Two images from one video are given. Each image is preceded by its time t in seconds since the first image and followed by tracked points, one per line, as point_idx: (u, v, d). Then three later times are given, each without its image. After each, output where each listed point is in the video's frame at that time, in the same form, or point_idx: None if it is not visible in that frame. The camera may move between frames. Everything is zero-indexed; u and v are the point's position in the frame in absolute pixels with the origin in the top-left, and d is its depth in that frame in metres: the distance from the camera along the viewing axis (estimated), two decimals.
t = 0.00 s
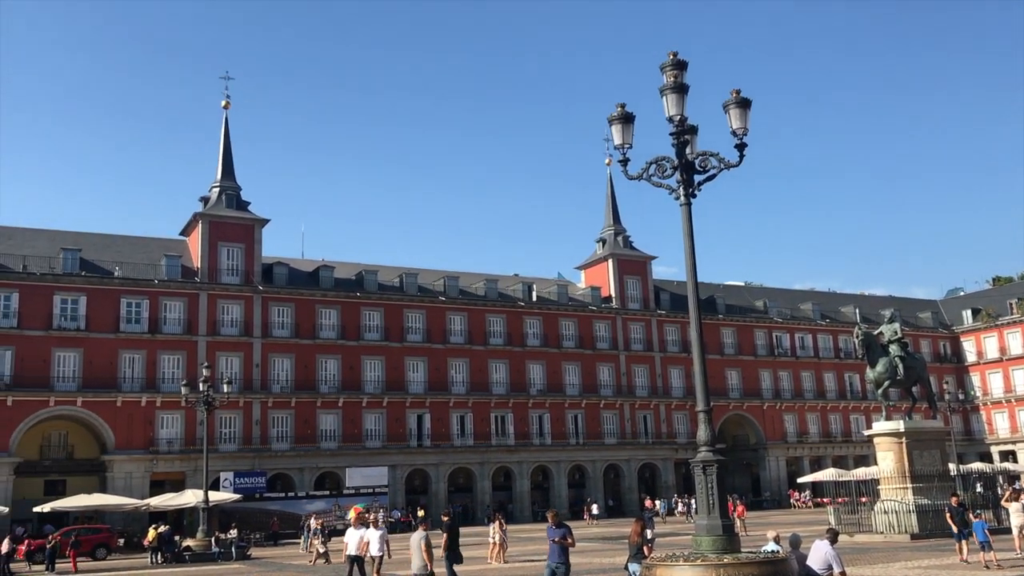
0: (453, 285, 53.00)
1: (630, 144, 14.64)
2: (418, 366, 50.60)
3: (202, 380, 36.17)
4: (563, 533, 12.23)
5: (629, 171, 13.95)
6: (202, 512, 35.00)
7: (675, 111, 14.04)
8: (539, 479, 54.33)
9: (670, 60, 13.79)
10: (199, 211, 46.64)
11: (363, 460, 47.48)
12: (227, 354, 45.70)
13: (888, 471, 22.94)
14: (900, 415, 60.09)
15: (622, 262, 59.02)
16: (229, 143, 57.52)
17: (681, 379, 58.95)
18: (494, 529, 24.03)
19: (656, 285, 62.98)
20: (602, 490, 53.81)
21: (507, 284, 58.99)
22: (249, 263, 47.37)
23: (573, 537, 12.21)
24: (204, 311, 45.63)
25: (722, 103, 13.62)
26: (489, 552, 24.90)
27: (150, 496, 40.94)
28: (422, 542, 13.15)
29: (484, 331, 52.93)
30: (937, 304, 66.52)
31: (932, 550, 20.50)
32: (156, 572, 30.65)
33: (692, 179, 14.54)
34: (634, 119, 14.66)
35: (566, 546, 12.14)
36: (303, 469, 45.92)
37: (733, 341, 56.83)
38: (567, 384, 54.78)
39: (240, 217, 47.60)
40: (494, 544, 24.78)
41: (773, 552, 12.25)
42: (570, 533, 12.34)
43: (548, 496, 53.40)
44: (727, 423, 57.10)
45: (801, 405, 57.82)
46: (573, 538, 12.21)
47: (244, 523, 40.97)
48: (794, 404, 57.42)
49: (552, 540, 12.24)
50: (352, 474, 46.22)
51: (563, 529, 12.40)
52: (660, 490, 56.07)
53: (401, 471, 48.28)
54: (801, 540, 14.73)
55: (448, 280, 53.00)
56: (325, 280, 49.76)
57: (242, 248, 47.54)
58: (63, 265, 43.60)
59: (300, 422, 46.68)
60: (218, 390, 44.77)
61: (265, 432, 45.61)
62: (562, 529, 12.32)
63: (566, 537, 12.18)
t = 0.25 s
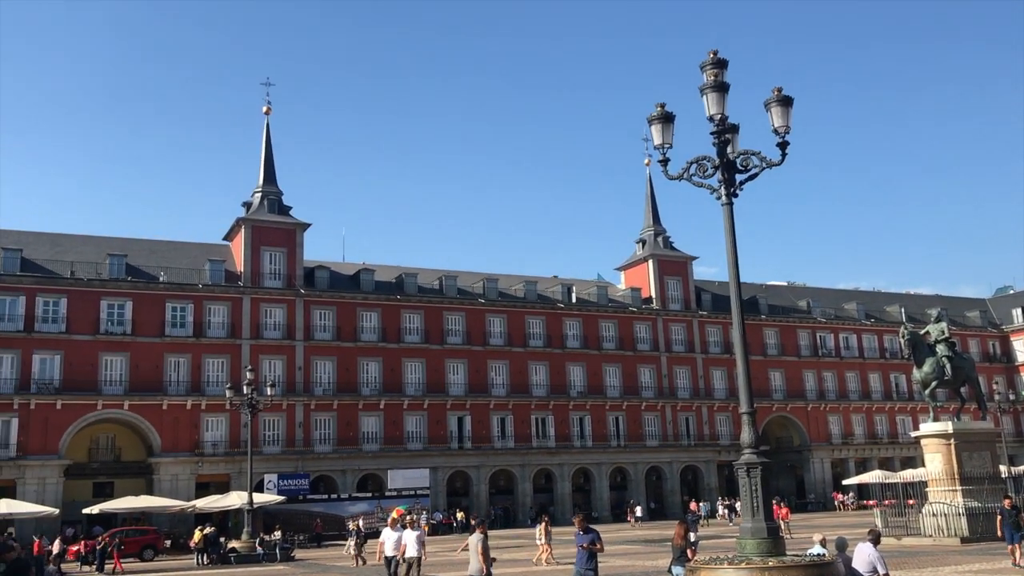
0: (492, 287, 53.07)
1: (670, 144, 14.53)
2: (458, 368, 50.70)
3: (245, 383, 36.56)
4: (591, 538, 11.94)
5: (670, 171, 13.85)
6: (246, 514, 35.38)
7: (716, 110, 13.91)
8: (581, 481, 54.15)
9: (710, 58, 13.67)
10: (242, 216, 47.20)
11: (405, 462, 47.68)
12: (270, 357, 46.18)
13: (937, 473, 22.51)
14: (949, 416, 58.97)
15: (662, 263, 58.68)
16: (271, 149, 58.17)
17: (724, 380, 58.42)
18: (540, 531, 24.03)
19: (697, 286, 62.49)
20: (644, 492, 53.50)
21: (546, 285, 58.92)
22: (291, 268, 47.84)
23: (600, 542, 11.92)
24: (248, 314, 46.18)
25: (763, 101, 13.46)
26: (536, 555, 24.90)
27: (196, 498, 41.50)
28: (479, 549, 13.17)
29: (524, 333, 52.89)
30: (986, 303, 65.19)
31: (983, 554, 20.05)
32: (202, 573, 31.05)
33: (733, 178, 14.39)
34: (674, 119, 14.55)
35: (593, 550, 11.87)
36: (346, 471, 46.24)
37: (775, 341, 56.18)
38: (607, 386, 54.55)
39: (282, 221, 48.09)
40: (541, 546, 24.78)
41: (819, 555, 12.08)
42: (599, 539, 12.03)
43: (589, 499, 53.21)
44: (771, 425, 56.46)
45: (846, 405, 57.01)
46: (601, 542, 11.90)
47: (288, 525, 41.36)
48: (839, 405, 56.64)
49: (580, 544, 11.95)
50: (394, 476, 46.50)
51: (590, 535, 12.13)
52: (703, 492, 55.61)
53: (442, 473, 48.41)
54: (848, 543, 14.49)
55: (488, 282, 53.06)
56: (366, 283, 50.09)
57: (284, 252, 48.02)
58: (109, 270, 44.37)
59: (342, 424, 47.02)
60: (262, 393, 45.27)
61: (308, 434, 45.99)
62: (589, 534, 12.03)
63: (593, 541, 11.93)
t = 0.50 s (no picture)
0: (527, 289, 53.15)
1: (706, 143, 14.45)
2: (494, 370, 50.78)
3: (284, 386, 36.92)
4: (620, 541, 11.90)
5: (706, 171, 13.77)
6: (287, 516, 35.75)
7: (752, 109, 13.81)
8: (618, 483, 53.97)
9: (746, 57, 13.58)
10: (280, 221, 47.69)
11: (443, 464, 47.86)
12: (309, 360, 46.61)
13: (982, 474, 22.12)
14: (994, 416, 57.93)
15: (699, 263, 58.34)
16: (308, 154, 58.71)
17: (762, 381, 57.92)
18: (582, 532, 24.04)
19: (734, 286, 62.00)
20: (683, 494, 53.20)
21: (582, 287, 58.83)
22: (329, 271, 48.25)
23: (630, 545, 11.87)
24: (287, 318, 46.66)
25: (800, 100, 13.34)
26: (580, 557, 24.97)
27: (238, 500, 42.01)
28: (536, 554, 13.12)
29: (560, 335, 52.86)
30: None
31: None
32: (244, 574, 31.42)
33: (770, 178, 14.29)
34: (710, 118, 14.47)
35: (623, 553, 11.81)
36: (384, 473, 46.50)
37: (815, 341, 55.57)
38: (644, 388, 54.34)
39: (320, 226, 48.52)
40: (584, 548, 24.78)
41: (861, 557, 11.97)
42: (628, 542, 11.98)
43: (627, 501, 53.03)
44: (810, 426, 55.86)
45: (888, 406, 56.25)
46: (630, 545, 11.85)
47: (328, 526, 41.71)
48: (880, 405, 55.92)
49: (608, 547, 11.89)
50: (432, 478, 46.69)
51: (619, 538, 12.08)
52: (742, 494, 55.15)
53: (479, 475, 48.55)
54: (891, 545, 14.33)
55: (523, 284, 53.13)
56: (402, 286, 50.37)
57: (322, 256, 48.44)
58: (151, 276, 45.05)
59: (381, 426, 47.32)
60: (301, 396, 45.70)
61: (346, 436, 46.34)
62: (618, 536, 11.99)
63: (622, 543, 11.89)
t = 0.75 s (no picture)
0: (565, 289, 53.05)
1: (745, 140, 14.26)
2: (533, 371, 50.72)
3: (326, 388, 37.19)
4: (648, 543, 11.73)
5: (745, 169, 13.58)
6: (330, 517, 36.01)
7: (792, 104, 13.62)
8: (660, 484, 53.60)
9: (786, 52, 13.38)
10: (320, 224, 48.05)
11: (483, 465, 47.90)
12: (350, 362, 46.92)
13: None
14: None
15: (739, 262, 57.79)
16: (346, 157, 59.13)
17: (805, 381, 57.20)
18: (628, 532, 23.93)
19: (775, 284, 61.33)
20: (725, 495, 52.71)
21: (620, 286, 58.56)
22: (368, 274, 48.53)
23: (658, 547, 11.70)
24: (327, 320, 47.01)
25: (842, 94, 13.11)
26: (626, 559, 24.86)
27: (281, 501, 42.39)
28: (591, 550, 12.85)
29: (599, 335, 52.67)
30: None
31: None
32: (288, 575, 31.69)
33: (811, 174, 14.07)
34: (749, 115, 14.28)
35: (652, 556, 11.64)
36: (425, 474, 46.64)
37: (859, 340, 54.76)
38: (685, 388, 53.95)
39: (359, 228, 48.82)
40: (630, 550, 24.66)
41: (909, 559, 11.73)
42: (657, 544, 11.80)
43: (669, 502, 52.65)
44: (855, 425, 55.05)
45: (934, 405, 55.27)
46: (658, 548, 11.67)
47: (370, 527, 41.93)
48: (927, 404, 54.99)
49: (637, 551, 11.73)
50: (473, 479, 46.75)
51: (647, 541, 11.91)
52: (785, 494, 54.49)
53: (519, 476, 48.50)
54: (939, 546, 14.04)
55: (561, 285, 53.04)
56: (441, 288, 50.52)
57: (361, 259, 48.73)
58: (193, 280, 45.64)
59: (421, 427, 47.48)
60: (342, 397, 45.99)
61: (387, 438, 46.56)
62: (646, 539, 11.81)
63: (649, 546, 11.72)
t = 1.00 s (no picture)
0: (595, 288, 52.98)
1: (777, 137, 14.16)
2: (563, 370, 50.70)
3: (357, 388, 37.42)
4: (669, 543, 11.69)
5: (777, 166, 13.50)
6: (362, 516, 36.24)
7: (824, 100, 13.49)
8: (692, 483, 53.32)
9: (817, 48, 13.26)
10: (350, 225, 48.36)
11: (514, 464, 47.96)
12: (381, 362, 47.18)
13: None
14: None
15: (771, 260, 57.34)
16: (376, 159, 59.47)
17: (839, 379, 56.63)
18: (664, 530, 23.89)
19: (808, 282, 60.78)
20: (758, 494, 52.33)
21: (651, 285, 58.35)
22: (399, 274, 48.76)
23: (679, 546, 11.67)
24: (358, 321, 47.31)
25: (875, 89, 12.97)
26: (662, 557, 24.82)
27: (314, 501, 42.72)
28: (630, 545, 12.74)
29: (629, 335, 52.51)
30: None
31: None
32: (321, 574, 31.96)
33: (844, 170, 13.93)
34: (780, 111, 14.18)
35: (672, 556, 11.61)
36: (457, 473, 46.77)
37: (893, 337, 54.09)
38: (717, 387, 53.64)
39: (389, 229, 49.08)
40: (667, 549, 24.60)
41: (946, 559, 11.58)
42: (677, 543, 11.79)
43: (701, 501, 52.36)
44: (889, 424, 54.41)
45: (971, 403, 54.49)
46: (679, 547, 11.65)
47: (403, 526, 42.13)
48: (963, 402, 54.24)
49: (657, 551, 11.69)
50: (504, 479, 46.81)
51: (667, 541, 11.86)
52: (819, 494, 53.96)
53: (551, 475, 48.48)
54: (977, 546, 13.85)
55: (591, 284, 52.97)
56: (471, 288, 50.65)
57: (391, 259, 48.97)
58: (226, 281, 46.14)
59: (452, 427, 47.63)
60: (373, 397, 46.24)
61: (419, 437, 46.76)
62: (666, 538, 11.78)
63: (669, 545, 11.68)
